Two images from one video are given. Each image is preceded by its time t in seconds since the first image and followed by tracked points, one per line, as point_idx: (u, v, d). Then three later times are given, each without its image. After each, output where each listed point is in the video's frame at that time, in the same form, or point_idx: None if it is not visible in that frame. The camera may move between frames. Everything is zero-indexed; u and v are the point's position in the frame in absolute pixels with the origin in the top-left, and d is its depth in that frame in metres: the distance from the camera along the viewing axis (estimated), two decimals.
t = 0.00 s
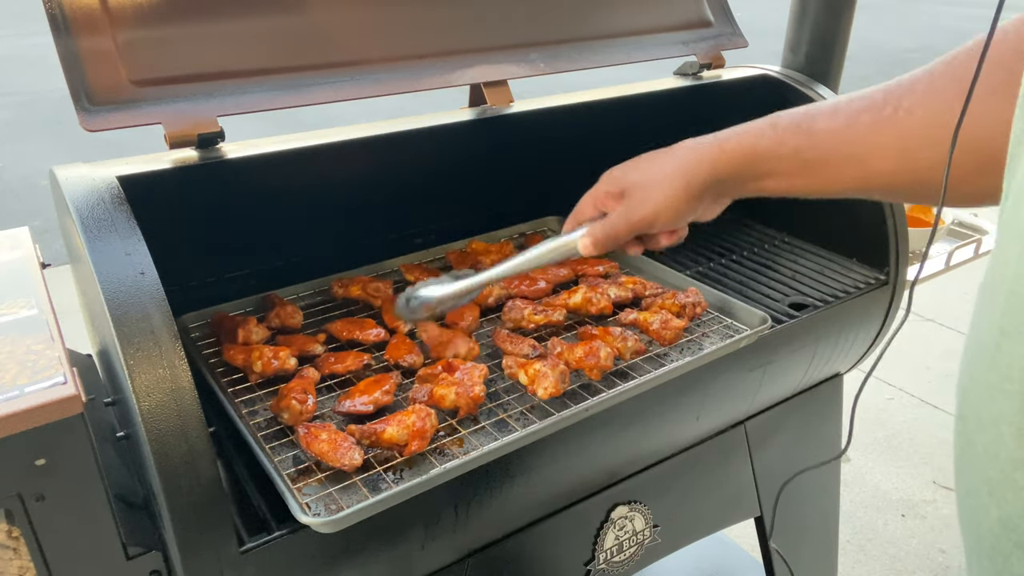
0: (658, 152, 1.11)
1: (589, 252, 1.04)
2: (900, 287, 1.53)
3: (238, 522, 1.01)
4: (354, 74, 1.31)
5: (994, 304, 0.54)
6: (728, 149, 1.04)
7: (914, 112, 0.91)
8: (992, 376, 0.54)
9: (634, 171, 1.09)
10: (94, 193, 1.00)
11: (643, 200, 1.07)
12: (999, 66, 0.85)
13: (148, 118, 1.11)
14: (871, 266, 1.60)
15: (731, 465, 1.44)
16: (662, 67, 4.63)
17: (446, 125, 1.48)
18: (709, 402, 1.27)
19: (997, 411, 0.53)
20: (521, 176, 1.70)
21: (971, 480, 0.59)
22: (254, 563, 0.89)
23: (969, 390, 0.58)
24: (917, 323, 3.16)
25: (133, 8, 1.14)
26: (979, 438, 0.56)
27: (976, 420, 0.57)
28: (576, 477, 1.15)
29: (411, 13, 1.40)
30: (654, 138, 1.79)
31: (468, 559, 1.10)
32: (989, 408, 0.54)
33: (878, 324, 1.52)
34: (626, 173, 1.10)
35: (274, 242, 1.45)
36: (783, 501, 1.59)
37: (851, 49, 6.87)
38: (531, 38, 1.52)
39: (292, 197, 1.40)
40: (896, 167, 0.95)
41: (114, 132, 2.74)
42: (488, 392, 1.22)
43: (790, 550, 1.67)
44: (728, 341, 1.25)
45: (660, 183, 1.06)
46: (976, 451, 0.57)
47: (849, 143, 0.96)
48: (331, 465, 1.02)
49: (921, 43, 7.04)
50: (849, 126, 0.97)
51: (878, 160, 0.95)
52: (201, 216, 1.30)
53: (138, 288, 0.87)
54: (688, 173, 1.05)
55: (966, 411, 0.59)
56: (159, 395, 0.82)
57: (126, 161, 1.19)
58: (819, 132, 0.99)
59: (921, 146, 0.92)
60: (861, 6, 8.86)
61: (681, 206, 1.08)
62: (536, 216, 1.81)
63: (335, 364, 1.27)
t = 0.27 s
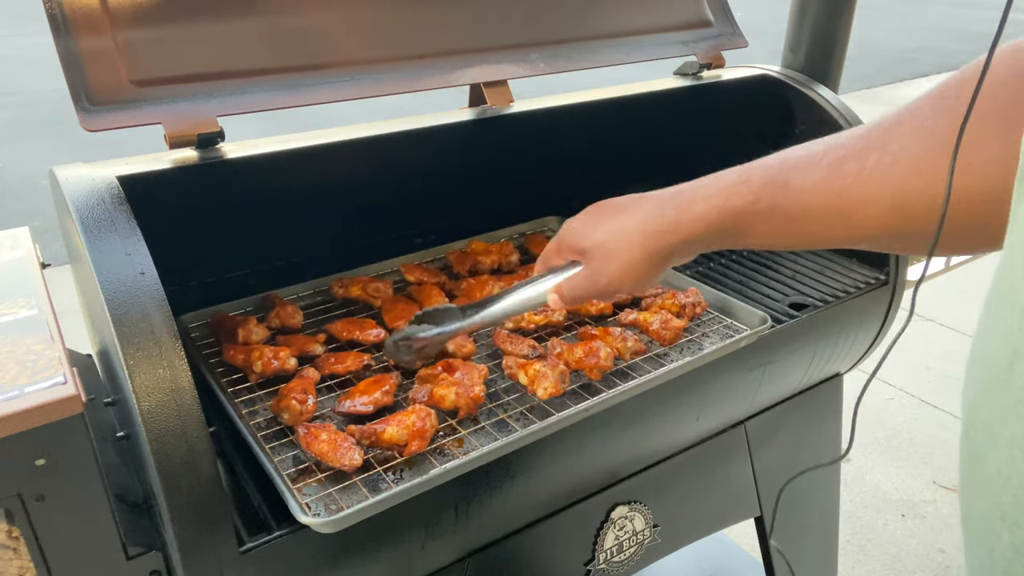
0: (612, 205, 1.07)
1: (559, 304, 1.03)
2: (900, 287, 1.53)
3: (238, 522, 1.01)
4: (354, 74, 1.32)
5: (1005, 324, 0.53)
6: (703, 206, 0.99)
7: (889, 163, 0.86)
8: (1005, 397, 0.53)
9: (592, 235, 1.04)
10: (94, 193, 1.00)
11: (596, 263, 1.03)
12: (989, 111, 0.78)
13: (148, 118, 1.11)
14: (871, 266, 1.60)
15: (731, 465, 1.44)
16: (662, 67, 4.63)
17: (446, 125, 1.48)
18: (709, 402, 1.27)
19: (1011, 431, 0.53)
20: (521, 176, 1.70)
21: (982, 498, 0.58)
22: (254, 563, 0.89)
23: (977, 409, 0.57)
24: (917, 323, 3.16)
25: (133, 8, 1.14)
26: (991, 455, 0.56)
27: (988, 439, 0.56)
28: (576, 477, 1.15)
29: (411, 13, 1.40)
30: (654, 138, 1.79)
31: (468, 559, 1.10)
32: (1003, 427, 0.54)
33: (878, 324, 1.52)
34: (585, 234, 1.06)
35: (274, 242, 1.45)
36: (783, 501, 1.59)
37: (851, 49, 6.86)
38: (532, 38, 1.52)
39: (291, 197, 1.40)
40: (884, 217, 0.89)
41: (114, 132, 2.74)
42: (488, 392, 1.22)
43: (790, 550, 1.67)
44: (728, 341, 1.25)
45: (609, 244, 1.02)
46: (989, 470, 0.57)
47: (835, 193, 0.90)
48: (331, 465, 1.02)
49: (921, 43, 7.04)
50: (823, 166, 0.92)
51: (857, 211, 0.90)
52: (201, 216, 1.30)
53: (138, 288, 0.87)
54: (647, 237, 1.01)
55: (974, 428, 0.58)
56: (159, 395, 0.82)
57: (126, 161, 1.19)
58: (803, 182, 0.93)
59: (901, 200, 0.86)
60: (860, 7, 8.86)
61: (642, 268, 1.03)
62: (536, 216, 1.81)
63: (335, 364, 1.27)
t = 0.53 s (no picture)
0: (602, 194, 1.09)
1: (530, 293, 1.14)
2: (900, 287, 1.53)
3: (237, 522, 1.01)
4: (354, 74, 1.32)
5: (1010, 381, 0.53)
6: (676, 196, 0.99)
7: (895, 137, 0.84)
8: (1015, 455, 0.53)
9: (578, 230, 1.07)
10: (93, 193, 1.00)
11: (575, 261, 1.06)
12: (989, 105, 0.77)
13: (148, 118, 1.11)
14: (871, 266, 1.60)
15: (731, 465, 1.44)
16: (663, 67, 4.63)
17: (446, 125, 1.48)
18: (709, 402, 1.27)
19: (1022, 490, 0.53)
20: (521, 176, 1.70)
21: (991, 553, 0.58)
22: (254, 563, 0.89)
23: (983, 462, 0.58)
24: (917, 323, 3.16)
25: (132, 8, 1.14)
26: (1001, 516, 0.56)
27: (995, 493, 0.56)
28: (576, 478, 1.15)
29: (411, 13, 1.40)
30: (654, 138, 1.79)
31: (468, 558, 1.10)
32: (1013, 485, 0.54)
33: (877, 323, 1.52)
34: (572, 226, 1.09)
35: (273, 242, 1.45)
36: (783, 501, 1.59)
37: (851, 49, 6.86)
38: (532, 38, 1.52)
39: (291, 197, 1.40)
40: (869, 205, 0.89)
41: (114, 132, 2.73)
42: (487, 391, 1.22)
43: (790, 550, 1.67)
44: (727, 341, 1.25)
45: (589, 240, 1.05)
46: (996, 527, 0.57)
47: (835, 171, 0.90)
48: (331, 464, 1.02)
49: (921, 43, 7.04)
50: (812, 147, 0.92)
51: (845, 198, 0.89)
52: (201, 216, 1.30)
53: (138, 288, 0.87)
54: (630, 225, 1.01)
55: (980, 481, 0.58)
56: (159, 395, 0.82)
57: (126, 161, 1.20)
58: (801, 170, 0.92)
59: (891, 187, 0.86)
60: (860, 7, 8.86)
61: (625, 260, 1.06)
62: (536, 216, 1.81)
63: (334, 363, 1.27)
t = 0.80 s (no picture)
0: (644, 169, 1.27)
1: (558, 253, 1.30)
2: (900, 287, 1.53)
3: (237, 522, 1.01)
4: (354, 74, 1.32)
5: (994, 380, 0.52)
6: (712, 168, 1.17)
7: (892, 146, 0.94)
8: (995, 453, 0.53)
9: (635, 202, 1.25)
10: (93, 193, 1.00)
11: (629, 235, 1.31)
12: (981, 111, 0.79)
13: (148, 118, 1.11)
14: (871, 267, 1.60)
15: (731, 465, 1.44)
16: (662, 67, 4.63)
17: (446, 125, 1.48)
18: (709, 402, 1.27)
19: (1002, 489, 0.53)
20: (521, 176, 1.70)
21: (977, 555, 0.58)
22: (254, 563, 0.89)
23: (965, 460, 0.57)
24: (917, 323, 3.16)
25: (132, 8, 1.14)
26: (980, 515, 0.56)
27: (975, 491, 0.56)
28: (576, 478, 1.14)
29: (411, 12, 1.40)
30: (654, 138, 1.79)
31: (468, 559, 1.10)
32: (992, 484, 0.54)
33: (877, 324, 1.52)
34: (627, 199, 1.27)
35: (273, 242, 1.45)
36: (783, 501, 1.59)
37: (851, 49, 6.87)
38: (532, 38, 1.52)
39: (291, 197, 1.40)
40: (863, 201, 0.99)
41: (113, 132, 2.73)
42: (487, 391, 1.22)
43: (790, 550, 1.67)
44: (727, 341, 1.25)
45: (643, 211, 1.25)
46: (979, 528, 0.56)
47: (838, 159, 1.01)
48: (330, 464, 1.02)
49: (921, 43, 7.05)
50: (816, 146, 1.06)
51: (854, 186, 0.98)
52: (201, 216, 1.30)
53: (138, 288, 0.87)
54: (677, 203, 1.23)
55: (962, 482, 0.58)
56: (159, 395, 0.82)
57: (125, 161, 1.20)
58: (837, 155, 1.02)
59: (879, 185, 0.96)
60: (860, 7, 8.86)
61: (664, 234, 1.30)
62: (536, 216, 1.81)
63: (334, 363, 1.27)
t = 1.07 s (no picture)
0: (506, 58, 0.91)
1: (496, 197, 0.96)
2: (900, 288, 1.53)
3: (238, 522, 1.01)
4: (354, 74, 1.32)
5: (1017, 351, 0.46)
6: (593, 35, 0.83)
7: None
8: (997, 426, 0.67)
9: (485, 105, 0.89)
10: (94, 193, 1.00)
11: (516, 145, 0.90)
12: None
13: (148, 119, 1.15)
14: (871, 266, 1.60)
15: (731, 465, 1.44)
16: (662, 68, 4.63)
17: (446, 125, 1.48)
18: (709, 402, 1.27)
19: None
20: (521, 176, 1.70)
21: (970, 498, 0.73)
22: (254, 563, 0.89)
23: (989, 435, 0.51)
24: (917, 323, 3.16)
25: (133, 8, 1.11)
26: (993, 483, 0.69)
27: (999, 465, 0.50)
28: (575, 478, 1.14)
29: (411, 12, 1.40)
30: (654, 138, 1.79)
31: (468, 559, 1.10)
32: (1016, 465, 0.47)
33: (878, 323, 1.52)
34: (469, 109, 0.90)
35: (273, 242, 1.45)
36: (783, 501, 1.59)
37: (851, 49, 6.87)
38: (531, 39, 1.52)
39: (290, 196, 1.40)
40: None
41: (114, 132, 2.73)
42: (488, 391, 1.22)
43: (790, 550, 1.67)
44: (728, 341, 1.26)
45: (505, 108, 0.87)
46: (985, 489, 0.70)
47: None
48: (330, 464, 1.02)
49: (921, 44, 7.05)
50: None
51: None
52: (201, 215, 1.30)
53: (138, 288, 0.87)
54: (576, 54, 0.84)
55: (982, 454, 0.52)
56: (159, 395, 0.82)
57: (125, 161, 1.20)
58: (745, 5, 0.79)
59: None
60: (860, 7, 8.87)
61: (558, 125, 0.90)
62: (536, 216, 1.82)
63: (334, 363, 1.27)
